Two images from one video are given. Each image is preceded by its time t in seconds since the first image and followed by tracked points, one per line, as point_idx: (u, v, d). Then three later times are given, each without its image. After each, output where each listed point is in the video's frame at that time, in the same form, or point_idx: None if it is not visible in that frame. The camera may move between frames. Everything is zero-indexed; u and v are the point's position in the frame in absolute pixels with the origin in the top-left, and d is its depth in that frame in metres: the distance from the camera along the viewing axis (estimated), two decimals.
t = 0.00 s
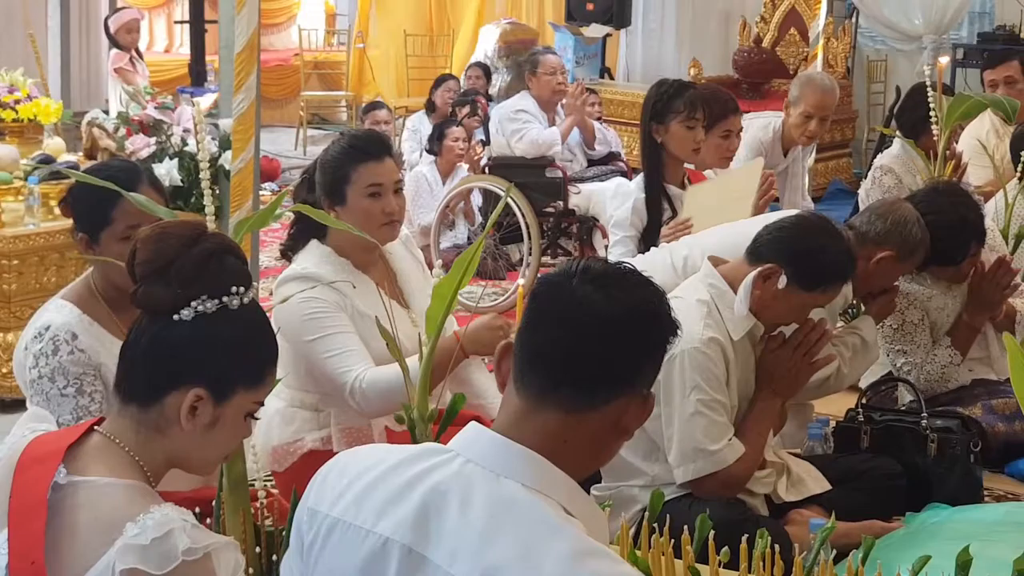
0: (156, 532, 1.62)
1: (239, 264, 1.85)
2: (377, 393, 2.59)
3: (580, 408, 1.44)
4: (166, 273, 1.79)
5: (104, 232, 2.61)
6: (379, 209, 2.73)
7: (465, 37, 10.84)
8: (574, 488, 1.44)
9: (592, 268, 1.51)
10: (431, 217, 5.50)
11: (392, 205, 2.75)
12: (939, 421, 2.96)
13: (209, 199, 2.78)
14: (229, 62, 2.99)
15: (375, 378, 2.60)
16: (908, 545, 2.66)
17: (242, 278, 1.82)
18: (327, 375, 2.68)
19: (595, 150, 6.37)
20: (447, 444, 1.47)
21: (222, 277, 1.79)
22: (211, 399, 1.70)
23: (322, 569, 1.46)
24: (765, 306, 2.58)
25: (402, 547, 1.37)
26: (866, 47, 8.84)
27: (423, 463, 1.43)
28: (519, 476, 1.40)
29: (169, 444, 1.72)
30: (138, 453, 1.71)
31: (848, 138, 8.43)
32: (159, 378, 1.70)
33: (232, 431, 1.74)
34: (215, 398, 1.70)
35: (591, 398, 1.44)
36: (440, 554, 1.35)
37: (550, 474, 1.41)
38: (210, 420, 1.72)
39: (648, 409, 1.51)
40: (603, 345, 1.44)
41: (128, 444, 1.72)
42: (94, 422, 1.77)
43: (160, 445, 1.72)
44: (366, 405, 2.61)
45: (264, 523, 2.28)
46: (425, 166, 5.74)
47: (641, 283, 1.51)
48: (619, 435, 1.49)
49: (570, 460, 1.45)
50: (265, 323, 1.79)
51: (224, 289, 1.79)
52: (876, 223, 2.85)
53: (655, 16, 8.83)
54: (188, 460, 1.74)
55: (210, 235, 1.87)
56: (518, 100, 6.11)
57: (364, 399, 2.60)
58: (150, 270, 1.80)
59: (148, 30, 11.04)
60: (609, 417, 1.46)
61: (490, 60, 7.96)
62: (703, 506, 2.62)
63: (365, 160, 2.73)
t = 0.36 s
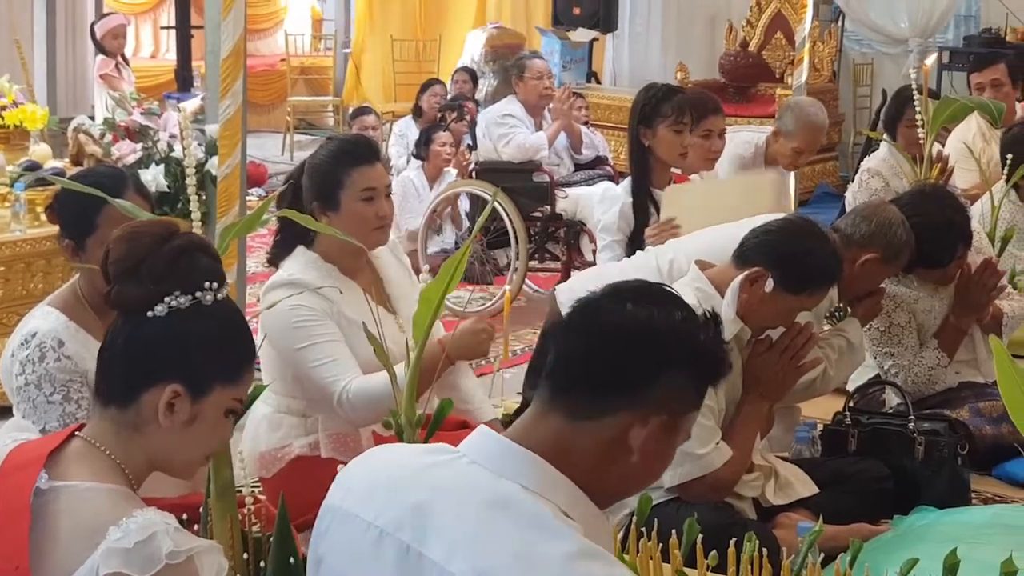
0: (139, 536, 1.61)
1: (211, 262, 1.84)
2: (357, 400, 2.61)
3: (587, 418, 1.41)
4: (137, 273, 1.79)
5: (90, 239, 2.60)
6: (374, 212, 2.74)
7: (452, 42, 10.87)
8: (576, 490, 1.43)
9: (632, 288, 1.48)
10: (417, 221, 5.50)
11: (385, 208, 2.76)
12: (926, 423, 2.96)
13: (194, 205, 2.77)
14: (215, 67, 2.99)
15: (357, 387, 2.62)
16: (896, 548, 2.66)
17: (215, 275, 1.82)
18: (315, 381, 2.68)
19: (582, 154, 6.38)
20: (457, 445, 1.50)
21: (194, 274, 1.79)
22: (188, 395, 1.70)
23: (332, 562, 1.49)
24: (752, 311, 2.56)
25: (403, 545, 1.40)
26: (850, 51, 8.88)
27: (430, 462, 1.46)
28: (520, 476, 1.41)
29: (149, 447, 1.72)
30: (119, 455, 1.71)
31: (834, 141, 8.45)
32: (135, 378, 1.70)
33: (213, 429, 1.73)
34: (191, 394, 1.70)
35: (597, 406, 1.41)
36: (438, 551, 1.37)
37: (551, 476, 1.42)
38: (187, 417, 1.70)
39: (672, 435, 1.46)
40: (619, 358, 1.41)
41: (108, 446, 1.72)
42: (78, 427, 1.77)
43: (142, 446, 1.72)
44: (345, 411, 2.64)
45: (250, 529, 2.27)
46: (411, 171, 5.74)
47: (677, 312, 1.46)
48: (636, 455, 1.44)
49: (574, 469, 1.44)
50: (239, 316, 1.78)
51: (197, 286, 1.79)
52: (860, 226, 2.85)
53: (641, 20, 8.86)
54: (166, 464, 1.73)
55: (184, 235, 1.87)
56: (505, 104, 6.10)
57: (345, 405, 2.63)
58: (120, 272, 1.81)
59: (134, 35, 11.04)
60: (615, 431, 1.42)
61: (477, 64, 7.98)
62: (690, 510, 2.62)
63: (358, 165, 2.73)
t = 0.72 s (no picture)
0: (123, 550, 1.61)
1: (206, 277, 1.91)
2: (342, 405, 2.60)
3: (600, 430, 1.46)
4: (150, 273, 1.84)
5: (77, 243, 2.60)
6: (362, 216, 2.74)
7: (440, 46, 10.88)
8: (581, 495, 1.47)
9: (666, 313, 1.53)
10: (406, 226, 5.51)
11: (376, 211, 2.76)
12: (914, 426, 2.97)
13: (182, 211, 2.75)
14: (202, 72, 2.99)
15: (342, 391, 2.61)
16: (885, 550, 2.66)
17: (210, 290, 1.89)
18: (303, 384, 2.67)
19: (570, 158, 6.38)
20: (468, 447, 1.54)
21: (200, 284, 1.88)
22: (191, 394, 1.75)
23: (335, 556, 1.53)
24: (740, 314, 2.56)
25: (407, 543, 1.44)
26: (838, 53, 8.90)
27: (439, 461, 1.50)
28: (526, 480, 1.45)
29: (133, 455, 1.72)
30: (102, 464, 1.70)
31: (822, 144, 8.45)
32: (143, 373, 1.72)
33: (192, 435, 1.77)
34: (194, 394, 1.75)
35: (609, 420, 1.46)
36: (440, 550, 1.42)
37: (557, 481, 1.46)
38: (184, 417, 1.75)
39: (682, 460, 1.50)
40: (640, 376, 1.46)
41: (90, 456, 1.71)
42: (53, 438, 1.76)
43: (128, 451, 1.72)
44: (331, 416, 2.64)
45: (239, 534, 2.27)
46: (399, 175, 5.75)
47: (704, 341, 1.50)
48: (642, 474, 1.48)
49: (584, 478, 1.48)
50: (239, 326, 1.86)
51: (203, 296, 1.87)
52: (846, 230, 2.87)
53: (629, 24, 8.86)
54: (145, 471, 1.74)
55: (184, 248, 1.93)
56: (492, 109, 6.09)
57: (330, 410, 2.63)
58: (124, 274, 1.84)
59: (121, 40, 11.02)
60: (624, 446, 1.46)
61: (464, 68, 7.98)
62: (679, 514, 2.62)
63: (348, 167, 2.74)
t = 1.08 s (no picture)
0: (110, 555, 1.61)
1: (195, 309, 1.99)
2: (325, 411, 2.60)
3: (589, 437, 1.46)
4: (154, 293, 1.93)
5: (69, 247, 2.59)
6: (345, 224, 2.73)
7: (431, 51, 10.89)
8: (570, 500, 1.47)
9: (658, 320, 1.54)
10: (398, 230, 5.51)
11: (359, 219, 2.75)
12: (906, 429, 2.97)
13: (173, 216, 2.75)
14: (192, 78, 2.99)
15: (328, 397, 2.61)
16: (878, 553, 2.66)
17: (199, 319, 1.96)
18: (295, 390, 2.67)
19: (561, 162, 6.39)
20: (457, 453, 1.54)
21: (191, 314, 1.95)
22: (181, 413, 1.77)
23: (324, 561, 1.53)
24: (731, 317, 2.57)
25: (395, 548, 1.44)
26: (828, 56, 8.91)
27: (428, 466, 1.50)
28: (513, 484, 1.45)
29: (119, 462, 1.72)
30: (89, 469, 1.70)
31: (813, 147, 8.46)
32: (140, 388, 1.74)
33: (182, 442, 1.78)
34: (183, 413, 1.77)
35: (599, 427, 1.46)
36: (428, 555, 1.41)
37: (544, 485, 1.46)
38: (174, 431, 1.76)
39: (668, 468, 1.50)
40: (630, 384, 1.46)
41: (76, 463, 1.70)
42: (37, 446, 1.75)
43: (114, 459, 1.72)
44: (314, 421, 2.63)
45: (231, 541, 2.26)
46: (390, 180, 5.74)
47: (695, 350, 1.51)
48: (628, 482, 1.48)
49: (572, 484, 1.48)
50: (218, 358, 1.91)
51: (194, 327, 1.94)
52: (838, 234, 2.87)
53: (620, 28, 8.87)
54: (128, 476, 1.74)
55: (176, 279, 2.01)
56: (483, 113, 6.10)
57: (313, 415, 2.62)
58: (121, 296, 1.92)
59: (112, 46, 11.01)
60: (613, 452, 1.46)
61: (455, 73, 7.98)
62: (672, 518, 2.61)
63: (331, 174, 2.73)
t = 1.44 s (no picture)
0: (104, 555, 1.61)
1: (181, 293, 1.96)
2: (308, 409, 2.58)
3: (578, 439, 1.46)
4: (134, 284, 1.89)
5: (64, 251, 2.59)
6: (331, 232, 2.72)
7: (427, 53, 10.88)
8: (560, 502, 1.47)
9: (649, 324, 1.54)
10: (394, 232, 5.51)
11: (346, 227, 2.73)
12: (902, 433, 3.00)
13: (168, 219, 2.74)
14: (188, 80, 2.98)
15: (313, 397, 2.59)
16: (874, 556, 2.66)
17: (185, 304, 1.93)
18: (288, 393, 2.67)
19: (557, 165, 6.37)
20: (447, 455, 1.54)
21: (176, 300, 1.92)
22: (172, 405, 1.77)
23: (315, 564, 1.53)
24: (727, 320, 2.57)
25: (386, 550, 1.44)
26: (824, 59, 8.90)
27: (417, 469, 1.50)
28: (503, 486, 1.45)
29: (112, 465, 1.72)
30: (80, 469, 1.70)
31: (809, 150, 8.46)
32: (126, 384, 1.73)
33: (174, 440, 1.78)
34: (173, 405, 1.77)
35: (589, 430, 1.46)
36: (418, 557, 1.42)
37: (534, 488, 1.46)
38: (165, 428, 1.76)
39: (657, 472, 1.50)
40: (619, 387, 1.46)
41: (67, 462, 1.70)
42: (29, 447, 1.76)
43: (107, 460, 1.72)
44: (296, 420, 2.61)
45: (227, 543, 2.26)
46: (386, 183, 5.74)
47: (684, 353, 1.51)
48: (616, 485, 1.48)
49: (562, 487, 1.48)
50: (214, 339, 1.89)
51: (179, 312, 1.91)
52: (834, 234, 2.88)
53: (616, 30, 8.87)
54: (120, 474, 1.73)
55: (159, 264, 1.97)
56: (480, 116, 6.09)
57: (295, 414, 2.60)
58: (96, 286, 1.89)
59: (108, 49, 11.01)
60: (602, 455, 1.46)
61: (451, 75, 7.98)
62: (668, 521, 2.61)
63: (322, 182, 2.72)
